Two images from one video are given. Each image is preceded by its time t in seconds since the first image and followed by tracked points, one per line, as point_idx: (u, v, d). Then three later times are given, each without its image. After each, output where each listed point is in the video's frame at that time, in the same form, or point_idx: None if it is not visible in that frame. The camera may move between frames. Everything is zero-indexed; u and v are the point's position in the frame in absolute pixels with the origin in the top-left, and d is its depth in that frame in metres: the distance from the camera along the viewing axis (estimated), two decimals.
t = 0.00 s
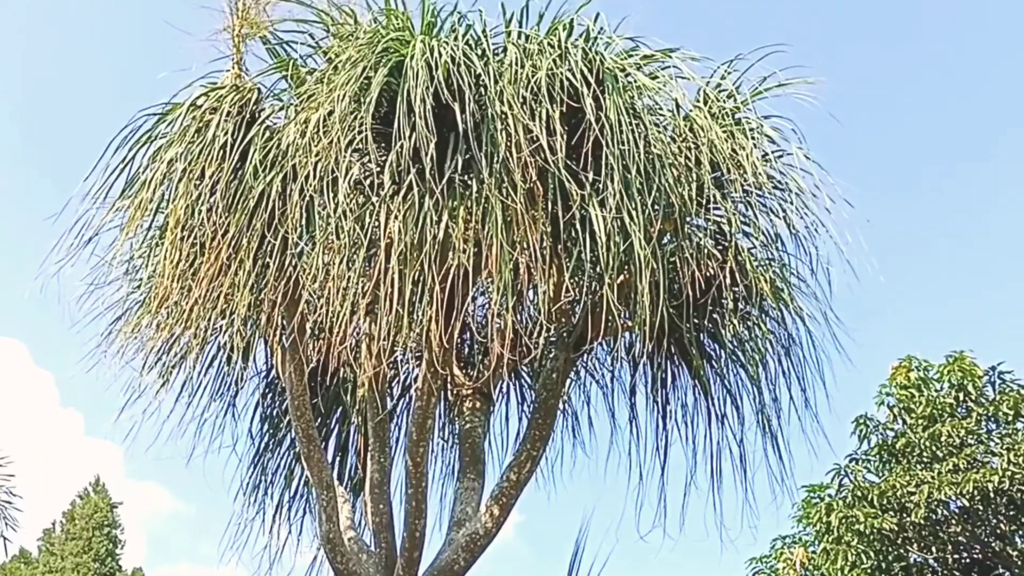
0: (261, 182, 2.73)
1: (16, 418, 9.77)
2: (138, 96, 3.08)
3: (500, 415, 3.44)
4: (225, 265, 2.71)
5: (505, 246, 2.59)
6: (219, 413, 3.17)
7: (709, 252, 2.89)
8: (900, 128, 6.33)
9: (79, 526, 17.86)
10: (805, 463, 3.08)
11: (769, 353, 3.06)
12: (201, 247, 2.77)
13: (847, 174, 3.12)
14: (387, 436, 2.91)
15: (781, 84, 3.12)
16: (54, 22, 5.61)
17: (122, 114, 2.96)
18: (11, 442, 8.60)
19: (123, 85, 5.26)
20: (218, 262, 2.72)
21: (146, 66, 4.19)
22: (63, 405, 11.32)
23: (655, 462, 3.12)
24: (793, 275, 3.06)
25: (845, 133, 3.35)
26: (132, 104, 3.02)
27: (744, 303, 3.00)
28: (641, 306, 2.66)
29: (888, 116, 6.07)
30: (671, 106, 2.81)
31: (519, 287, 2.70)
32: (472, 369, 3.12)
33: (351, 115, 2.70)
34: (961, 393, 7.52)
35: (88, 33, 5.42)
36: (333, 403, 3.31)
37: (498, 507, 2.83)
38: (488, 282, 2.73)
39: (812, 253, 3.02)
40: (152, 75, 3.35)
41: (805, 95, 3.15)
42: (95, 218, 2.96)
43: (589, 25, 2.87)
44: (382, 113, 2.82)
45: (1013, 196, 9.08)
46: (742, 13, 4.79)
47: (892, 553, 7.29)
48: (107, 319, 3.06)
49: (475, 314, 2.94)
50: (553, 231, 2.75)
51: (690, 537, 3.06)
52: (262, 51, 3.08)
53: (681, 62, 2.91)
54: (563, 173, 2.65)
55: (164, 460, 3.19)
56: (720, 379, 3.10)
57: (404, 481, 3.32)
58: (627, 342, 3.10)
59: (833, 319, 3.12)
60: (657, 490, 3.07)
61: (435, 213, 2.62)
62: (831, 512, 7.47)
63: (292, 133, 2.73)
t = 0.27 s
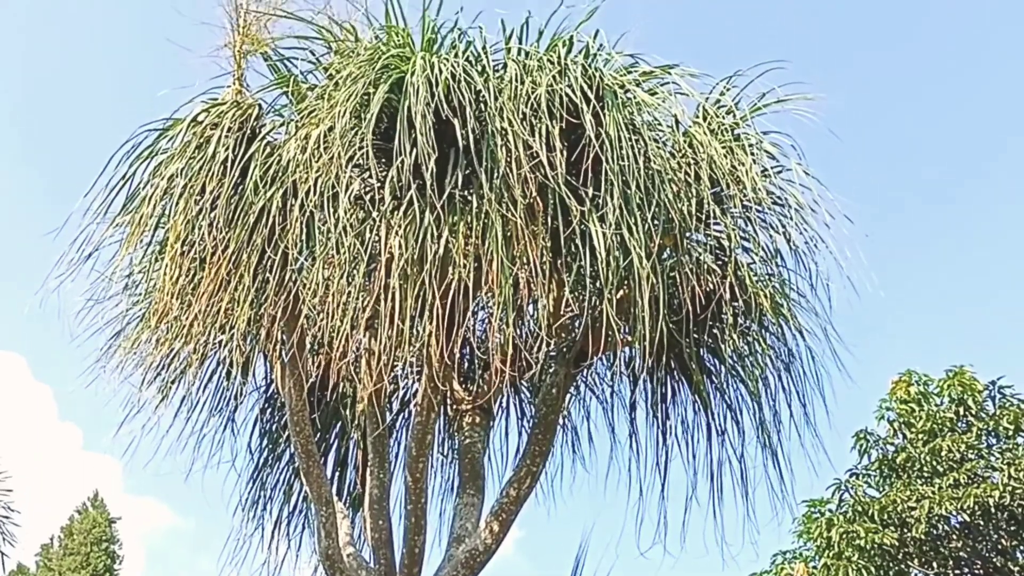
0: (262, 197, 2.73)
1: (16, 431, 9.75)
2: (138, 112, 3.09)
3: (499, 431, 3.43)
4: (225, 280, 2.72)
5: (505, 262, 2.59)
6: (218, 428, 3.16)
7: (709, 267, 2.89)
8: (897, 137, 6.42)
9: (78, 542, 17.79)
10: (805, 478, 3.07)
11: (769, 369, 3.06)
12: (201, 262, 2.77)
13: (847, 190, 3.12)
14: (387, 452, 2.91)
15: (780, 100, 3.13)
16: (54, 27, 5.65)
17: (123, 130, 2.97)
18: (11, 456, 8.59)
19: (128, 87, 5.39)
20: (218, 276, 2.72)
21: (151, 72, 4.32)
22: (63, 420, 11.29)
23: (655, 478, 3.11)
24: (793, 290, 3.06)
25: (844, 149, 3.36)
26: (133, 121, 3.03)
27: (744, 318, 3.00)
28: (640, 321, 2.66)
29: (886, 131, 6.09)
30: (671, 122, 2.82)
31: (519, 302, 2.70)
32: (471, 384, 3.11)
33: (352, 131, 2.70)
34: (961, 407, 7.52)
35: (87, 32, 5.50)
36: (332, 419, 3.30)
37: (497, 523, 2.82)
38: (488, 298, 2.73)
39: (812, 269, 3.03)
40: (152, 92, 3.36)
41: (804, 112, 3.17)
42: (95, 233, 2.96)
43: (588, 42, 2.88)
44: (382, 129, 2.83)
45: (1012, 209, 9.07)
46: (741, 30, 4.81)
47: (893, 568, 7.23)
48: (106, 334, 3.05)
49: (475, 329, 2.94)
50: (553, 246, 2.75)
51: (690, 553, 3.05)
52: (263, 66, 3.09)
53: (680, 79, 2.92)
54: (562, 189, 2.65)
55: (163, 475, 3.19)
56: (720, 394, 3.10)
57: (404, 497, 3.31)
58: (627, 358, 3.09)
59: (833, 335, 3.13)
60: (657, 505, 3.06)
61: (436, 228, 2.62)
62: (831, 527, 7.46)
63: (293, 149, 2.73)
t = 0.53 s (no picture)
0: (262, 214, 2.74)
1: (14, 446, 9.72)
2: (137, 128, 3.10)
3: (498, 446, 3.42)
4: (224, 296, 2.72)
5: (505, 278, 2.59)
6: (216, 444, 3.16)
7: (709, 283, 2.89)
8: (895, 152, 6.44)
9: (76, 557, 17.72)
10: (806, 495, 3.07)
11: (770, 385, 3.06)
12: (201, 278, 2.77)
13: (846, 206, 3.13)
14: (386, 468, 2.90)
15: (779, 117, 3.14)
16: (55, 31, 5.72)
17: (124, 146, 2.98)
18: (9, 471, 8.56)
19: (129, 87, 5.46)
20: (217, 292, 2.72)
21: (151, 74, 4.38)
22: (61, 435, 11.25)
23: (655, 494, 3.10)
24: (792, 306, 3.06)
25: (843, 165, 3.36)
26: (132, 137, 3.03)
27: (743, 333, 3.00)
28: (640, 337, 2.66)
29: (884, 147, 6.10)
30: (670, 138, 2.82)
31: (519, 317, 2.70)
32: (471, 399, 3.10)
33: (352, 148, 2.71)
34: (961, 423, 7.50)
35: (88, 33, 5.57)
36: (331, 435, 3.29)
37: (497, 540, 2.82)
38: (488, 314, 2.73)
39: (811, 285, 3.03)
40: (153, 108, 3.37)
41: (803, 128, 3.18)
42: (95, 249, 2.96)
43: (587, 59, 2.89)
44: (382, 145, 2.84)
45: (1012, 216, 8.97)
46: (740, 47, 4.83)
47: None
48: (105, 349, 3.05)
49: (475, 344, 2.93)
50: (553, 262, 2.76)
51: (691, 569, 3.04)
52: (263, 83, 3.09)
53: (679, 96, 2.93)
54: (562, 205, 2.66)
55: (161, 492, 3.18)
56: (720, 409, 3.09)
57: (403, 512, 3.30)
58: (626, 373, 3.09)
59: (833, 351, 3.12)
60: (657, 522, 3.06)
61: (436, 244, 2.62)
62: (832, 544, 7.44)
63: (293, 165, 2.74)
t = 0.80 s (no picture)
0: (260, 231, 2.74)
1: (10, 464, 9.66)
2: (137, 145, 3.10)
3: (497, 463, 3.41)
4: (222, 313, 2.71)
5: (503, 296, 2.59)
6: (214, 461, 3.15)
7: (708, 299, 2.89)
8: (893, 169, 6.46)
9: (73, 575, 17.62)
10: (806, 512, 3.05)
11: (769, 402, 3.05)
12: (199, 295, 2.77)
13: (844, 223, 3.13)
14: (384, 486, 2.89)
15: (777, 134, 3.15)
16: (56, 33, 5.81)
17: (123, 163, 2.98)
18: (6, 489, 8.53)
19: (128, 86, 5.57)
20: (215, 309, 2.72)
21: (150, 83, 4.40)
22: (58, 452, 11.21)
23: (655, 511, 3.09)
24: (791, 323, 3.06)
25: (842, 181, 3.36)
26: (132, 154, 3.03)
27: (743, 350, 3.00)
28: (640, 354, 2.66)
29: (882, 163, 6.12)
30: (669, 155, 2.82)
31: (517, 333, 2.70)
32: (469, 417, 3.09)
33: (351, 164, 2.71)
34: (962, 440, 7.48)
35: (88, 33, 5.67)
36: (328, 452, 3.28)
37: (495, 559, 2.81)
38: (486, 331, 2.72)
39: (810, 302, 3.03)
40: (152, 124, 3.38)
41: (802, 145, 3.18)
42: (93, 266, 2.96)
43: (585, 76, 2.90)
44: (381, 162, 2.84)
45: (1012, 234, 8.98)
46: (737, 64, 4.85)
47: None
48: (103, 367, 3.04)
49: (474, 360, 2.92)
50: (551, 279, 2.75)
51: None
52: (263, 100, 3.09)
53: (677, 113, 2.93)
54: (561, 223, 2.66)
55: (158, 510, 3.16)
56: (719, 426, 3.09)
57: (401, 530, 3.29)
58: (626, 391, 3.08)
59: (833, 367, 3.12)
60: (657, 540, 3.04)
61: (434, 260, 2.62)
62: (832, 561, 7.38)
63: (292, 183, 2.74)
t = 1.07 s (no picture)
0: (258, 250, 2.74)
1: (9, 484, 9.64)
2: (136, 165, 3.10)
3: (496, 482, 3.39)
4: (220, 332, 2.71)
5: (501, 314, 2.59)
6: (212, 481, 3.13)
7: (706, 318, 2.88)
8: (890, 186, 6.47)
9: None
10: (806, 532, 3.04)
11: (768, 420, 3.04)
12: (197, 314, 2.77)
13: (842, 242, 3.13)
14: (382, 506, 2.88)
15: (773, 153, 3.16)
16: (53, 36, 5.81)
17: (122, 182, 2.98)
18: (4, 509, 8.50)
19: (132, 95, 5.57)
20: (213, 329, 2.72)
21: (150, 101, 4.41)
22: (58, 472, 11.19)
23: (654, 531, 3.08)
24: (790, 341, 3.05)
25: (840, 200, 3.37)
26: (131, 173, 3.04)
27: (741, 368, 2.99)
28: (638, 372, 2.66)
29: (880, 181, 6.13)
30: (666, 175, 2.83)
31: (515, 352, 2.70)
32: (467, 436, 3.08)
33: (349, 184, 2.72)
34: (962, 458, 7.46)
35: (94, 41, 5.69)
36: (327, 472, 3.27)
37: None
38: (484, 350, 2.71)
39: (808, 320, 3.03)
40: (151, 144, 3.39)
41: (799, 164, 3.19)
42: (91, 286, 2.96)
43: (583, 96, 2.91)
44: (379, 181, 2.84)
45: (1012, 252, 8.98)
46: (735, 84, 4.88)
47: None
48: (101, 386, 3.04)
49: (473, 379, 2.91)
50: (549, 298, 2.75)
51: None
52: (262, 119, 3.10)
53: (674, 132, 2.94)
54: (558, 242, 2.66)
55: (155, 530, 3.15)
56: (718, 445, 3.08)
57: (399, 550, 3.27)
58: (625, 410, 3.07)
59: (831, 385, 3.12)
60: (656, 560, 3.02)
61: (432, 279, 2.62)
62: None
63: (290, 202, 2.74)
